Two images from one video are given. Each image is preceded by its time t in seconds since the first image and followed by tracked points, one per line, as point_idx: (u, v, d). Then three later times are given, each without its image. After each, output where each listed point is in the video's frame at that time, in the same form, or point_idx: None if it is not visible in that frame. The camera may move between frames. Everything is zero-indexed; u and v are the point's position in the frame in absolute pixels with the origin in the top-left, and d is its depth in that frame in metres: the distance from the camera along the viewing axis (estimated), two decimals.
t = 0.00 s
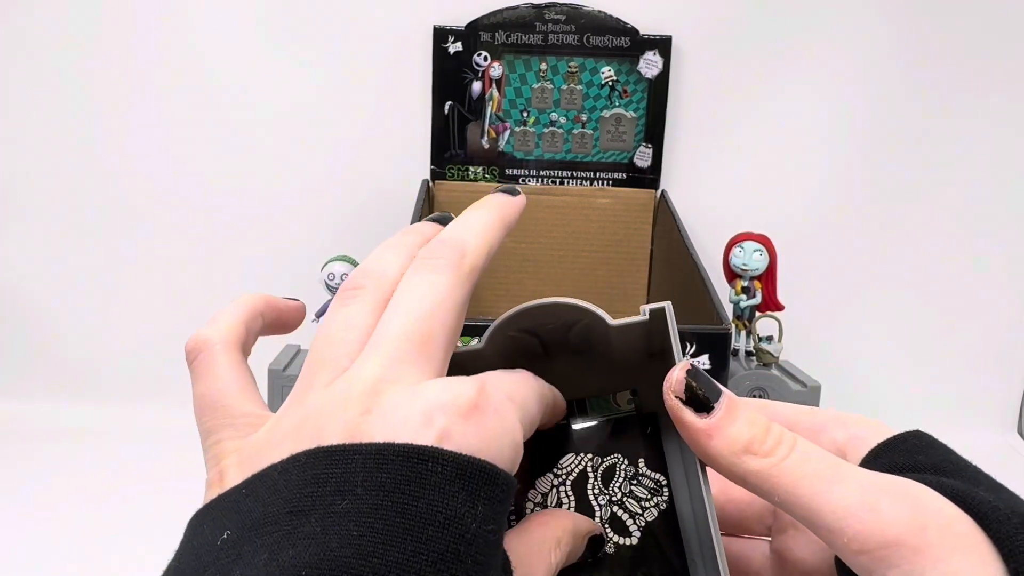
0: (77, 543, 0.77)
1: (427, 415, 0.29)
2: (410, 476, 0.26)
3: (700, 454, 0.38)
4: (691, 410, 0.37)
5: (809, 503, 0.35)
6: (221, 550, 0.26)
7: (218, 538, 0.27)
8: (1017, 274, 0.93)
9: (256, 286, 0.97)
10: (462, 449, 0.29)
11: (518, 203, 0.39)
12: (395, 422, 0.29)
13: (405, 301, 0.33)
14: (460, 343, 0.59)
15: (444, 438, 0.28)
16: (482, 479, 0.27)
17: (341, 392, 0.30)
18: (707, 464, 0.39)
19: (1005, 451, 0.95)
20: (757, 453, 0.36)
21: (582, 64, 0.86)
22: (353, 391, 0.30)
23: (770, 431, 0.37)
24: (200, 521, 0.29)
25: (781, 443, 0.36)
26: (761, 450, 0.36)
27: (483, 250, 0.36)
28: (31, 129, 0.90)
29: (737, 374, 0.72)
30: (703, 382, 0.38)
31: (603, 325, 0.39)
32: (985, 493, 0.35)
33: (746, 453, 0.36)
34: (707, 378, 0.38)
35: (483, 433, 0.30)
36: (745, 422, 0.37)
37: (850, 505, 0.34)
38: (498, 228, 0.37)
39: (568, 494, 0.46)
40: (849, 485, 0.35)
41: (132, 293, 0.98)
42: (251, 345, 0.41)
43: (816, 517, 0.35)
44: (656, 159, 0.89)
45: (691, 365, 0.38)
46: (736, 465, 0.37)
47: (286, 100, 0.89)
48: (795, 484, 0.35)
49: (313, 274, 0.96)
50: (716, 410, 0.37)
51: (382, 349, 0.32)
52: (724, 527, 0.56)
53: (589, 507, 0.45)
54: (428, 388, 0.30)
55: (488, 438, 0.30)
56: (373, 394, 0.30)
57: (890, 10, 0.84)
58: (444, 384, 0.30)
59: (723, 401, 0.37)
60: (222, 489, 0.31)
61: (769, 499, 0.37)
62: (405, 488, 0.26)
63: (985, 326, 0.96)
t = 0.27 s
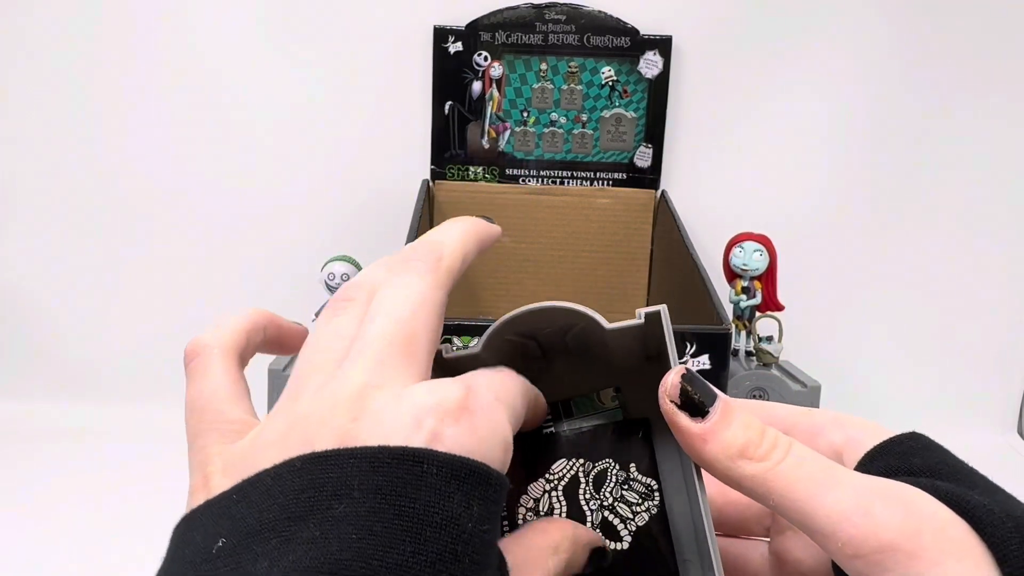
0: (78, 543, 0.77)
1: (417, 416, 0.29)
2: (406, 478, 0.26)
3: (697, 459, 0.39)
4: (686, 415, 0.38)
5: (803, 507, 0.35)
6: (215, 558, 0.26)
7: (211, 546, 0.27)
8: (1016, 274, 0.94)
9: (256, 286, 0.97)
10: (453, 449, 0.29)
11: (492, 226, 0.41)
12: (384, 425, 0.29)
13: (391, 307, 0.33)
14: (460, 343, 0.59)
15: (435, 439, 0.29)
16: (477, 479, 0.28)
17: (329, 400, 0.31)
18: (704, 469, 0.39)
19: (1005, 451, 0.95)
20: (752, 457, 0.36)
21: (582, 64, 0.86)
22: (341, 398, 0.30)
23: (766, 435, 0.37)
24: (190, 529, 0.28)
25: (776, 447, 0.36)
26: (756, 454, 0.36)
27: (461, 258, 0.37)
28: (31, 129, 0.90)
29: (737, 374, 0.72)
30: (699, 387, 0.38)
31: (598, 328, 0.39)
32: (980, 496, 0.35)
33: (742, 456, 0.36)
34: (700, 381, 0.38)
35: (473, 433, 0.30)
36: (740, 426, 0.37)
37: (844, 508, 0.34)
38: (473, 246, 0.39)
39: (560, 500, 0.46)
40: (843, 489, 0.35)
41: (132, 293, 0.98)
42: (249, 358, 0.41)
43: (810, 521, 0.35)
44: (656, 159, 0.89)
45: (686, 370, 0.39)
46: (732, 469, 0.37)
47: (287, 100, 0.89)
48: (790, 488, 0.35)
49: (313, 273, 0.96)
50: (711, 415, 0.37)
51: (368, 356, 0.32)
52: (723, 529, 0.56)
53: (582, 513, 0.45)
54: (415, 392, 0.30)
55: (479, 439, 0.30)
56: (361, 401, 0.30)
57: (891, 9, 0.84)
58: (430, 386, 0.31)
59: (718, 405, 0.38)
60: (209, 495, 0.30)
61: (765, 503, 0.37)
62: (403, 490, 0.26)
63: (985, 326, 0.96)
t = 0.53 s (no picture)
0: (78, 543, 0.77)
1: (418, 425, 0.29)
2: (407, 484, 0.26)
3: (698, 461, 0.38)
4: (687, 417, 0.37)
5: (805, 508, 0.35)
6: (217, 560, 0.26)
7: (214, 547, 0.27)
8: (1015, 274, 0.94)
9: (256, 286, 0.97)
10: (454, 457, 0.29)
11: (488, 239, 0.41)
12: (387, 433, 0.29)
13: (393, 320, 0.33)
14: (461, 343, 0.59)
15: (437, 448, 0.29)
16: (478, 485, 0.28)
17: (331, 407, 0.31)
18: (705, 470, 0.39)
19: (1005, 451, 0.96)
20: (753, 458, 0.36)
21: (582, 64, 0.86)
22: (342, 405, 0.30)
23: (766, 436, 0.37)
24: (193, 530, 0.29)
25: (776, 448, 0.36)
26: (757, 456, 0.36)
27: (461, 273, 0.37)
28: (31, 129, 0.90)
29: (737, 374, 0.72)
30: (700, 390, 0.38)
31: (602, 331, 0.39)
32: (981, 496, 0.35)
33: (743, 458, 0.36)
34: (701, 384, 0.38)
35: (475, 442, 0.30)
36: (742, 427, 0.37)
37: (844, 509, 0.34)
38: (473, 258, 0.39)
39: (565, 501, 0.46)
40: (845, 489, 0.35)
41: (131, 293, 0.98)
42: (254, 368, 0.41)
43: (813, 522, 0.35)
44: (656, 159, 0.90)
45: (687, 372, 0.38)
46: (733, 471, 0.37)
47: (286, 100, 0.89)
48: (792, 489, 0.35)
49: (313, 274, 0.96)
50: (712, 417, 0.37)
51: (370, 366, 0.32)
52: (727, 528, 0.56)
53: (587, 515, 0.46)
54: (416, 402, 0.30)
55: (479, 449, 0.30)
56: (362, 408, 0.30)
57: (890, 10, 0.84)
58: (431, 396, 0.31)
59: (719, 407, 0.37)
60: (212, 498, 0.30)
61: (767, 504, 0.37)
62: (403, 496, 0.26)
63: (985, 326, 0.96)
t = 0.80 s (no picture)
0: (78, 542, 0.77)
1: (426, 429, 0.29)
2: (410, 486, 0.26)
3: (697, 471, 0.39)
4: (684, 427, 0.38)
5: (802, 517, 0.35)
6: (229, 566, 0.27)
7: (227, 555, 0.27)
8: (1016, 274, 0.94)
9: (257, 285, 0.97)
10: (459, 460, 0.29)
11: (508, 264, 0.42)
12: (397, 436, 0.29)
13: (409, 335, 0.34)
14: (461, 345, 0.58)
15: (443, 450, 0.29)
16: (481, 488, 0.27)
17: (344, 414, 0.31)
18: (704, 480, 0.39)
19: (1005, 451, 0.96)
20: (749, 468, 0.36)
21: (582, 64, 0.86)
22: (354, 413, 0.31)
23: (763, 445, 0.37)
24: (210, 542, 0.29)
25: (772, 458, 0.36)
26: (753, 465, 0.36)
27: (477, 298, 0.38)
28: (31, 129, 0.90)
29: (737, 375, 0.72)
30: (698, 401, 0.38)
31: (601, 344, 0.41)
32: (976, 504, 0.34)
33: (739, 468, 0.36)
34: (696, 395, 0.39)
35: (482, 447, 0.30)
36: (738, 438, 0.37)
37: (840, 518, 0.34)
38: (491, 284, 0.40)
39: (566, 514, 0.46)
40: (841, 498, 0.35)
41: (132, 293, 0.98)
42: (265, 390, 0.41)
43: (809, 530, 0.35)
44: (656, 159, 0.90)
45: (684, 385, 0.39)
46: (730, 480, 0.37)
47: (286, 100, 0.89)
48: (788, 498, 0.35)
49: (313, 273, 0.96)
50: (708, 427, 0.38)
51: (383, 376, 0.33)
52: (727, 535, 0.56)
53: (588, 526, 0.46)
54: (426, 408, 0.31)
55: (487, 453, 0.30)
56: (373, 415, 0.31)
57: (890, 9, 0.84)
58: (439, 403, 0.31)
59: (714, 417, 0.38)
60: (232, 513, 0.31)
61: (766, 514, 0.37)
62: (407, 498, 0.26)
63: (985, 326, 0.96)
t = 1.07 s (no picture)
0: (78, 543, 0.77)
1: (419, 428, 0.29)
2: (400, 484, 0.26)
3: (699, 469, 0.39)
4: (686, 426, 0.38)
5: (802, 515, 0.35)
6: (220, 563, 0.27)
7: (219, 552, 0.27)
8: (1015, 274, 0.94)
9: (257, 285, 0.97)
10: (452, 460, 0.29)
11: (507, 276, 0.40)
12: (387, 437, 0.29)
13: (407, 339, 0.34)
14: (461, 345, 0.59)
15: (435, 451, 0.29)
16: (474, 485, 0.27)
17: (337, 415, 0.31)
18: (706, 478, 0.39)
19: (1005, 451, 0.96)
20: (751, 466, 0.36)
21: (582, 64, 0.86)
22: (349, 414, 0.31)
23: (765, 443, 0.37)
24: (205, 540, 0.29)
25: (774, 456, 0.36)
26: (755, 463, 0.36)
27: (476, 303, 0.37)
28: (31, 130, 0.90)
29: (737, 374, 0.72)
30: (700, 398, 0.38)
31: (601, 343, 0.41)
32: (977, 503, 0.34)
33: (741, 466, 0.37)
34: (700, 394, 0.39)
35: (474, 446, 0.30)
36: (739, 436, 0.37)
37: (841, 516, 0.34)
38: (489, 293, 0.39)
39: (570, 509, 0.46)
40: (842, 496, 0.35)
41: (131, 293, 0.98)
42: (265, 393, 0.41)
43: (810, 529, 0.35)
44: (656, 159, 0.90)
45: (686, 382, 0.39)
46: (732, 479, 0.37)
47: (286, 100, 0.89)
48: (790, 496, 0.35)
49: (313, 274, 0.96)
50: (710, 425, 0.38)
51: (380, 376, 0.33)
52: (727, 536, 0.56)
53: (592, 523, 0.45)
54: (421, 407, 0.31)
55: (477, 452, 0.30)
56: (367, 414, 0.31)
57: (890, 8, 0.84)
58: (433, 403, 0.31)
59: (716, 415, 0.38)
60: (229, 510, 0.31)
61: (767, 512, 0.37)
62: (396, 495, 0.26)
63: (984, 326, 0.96)
